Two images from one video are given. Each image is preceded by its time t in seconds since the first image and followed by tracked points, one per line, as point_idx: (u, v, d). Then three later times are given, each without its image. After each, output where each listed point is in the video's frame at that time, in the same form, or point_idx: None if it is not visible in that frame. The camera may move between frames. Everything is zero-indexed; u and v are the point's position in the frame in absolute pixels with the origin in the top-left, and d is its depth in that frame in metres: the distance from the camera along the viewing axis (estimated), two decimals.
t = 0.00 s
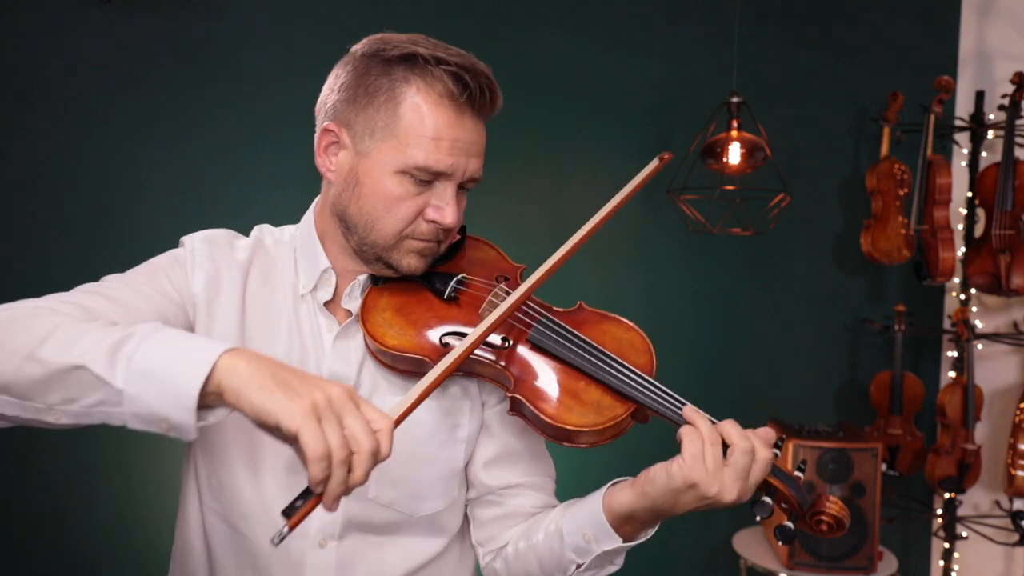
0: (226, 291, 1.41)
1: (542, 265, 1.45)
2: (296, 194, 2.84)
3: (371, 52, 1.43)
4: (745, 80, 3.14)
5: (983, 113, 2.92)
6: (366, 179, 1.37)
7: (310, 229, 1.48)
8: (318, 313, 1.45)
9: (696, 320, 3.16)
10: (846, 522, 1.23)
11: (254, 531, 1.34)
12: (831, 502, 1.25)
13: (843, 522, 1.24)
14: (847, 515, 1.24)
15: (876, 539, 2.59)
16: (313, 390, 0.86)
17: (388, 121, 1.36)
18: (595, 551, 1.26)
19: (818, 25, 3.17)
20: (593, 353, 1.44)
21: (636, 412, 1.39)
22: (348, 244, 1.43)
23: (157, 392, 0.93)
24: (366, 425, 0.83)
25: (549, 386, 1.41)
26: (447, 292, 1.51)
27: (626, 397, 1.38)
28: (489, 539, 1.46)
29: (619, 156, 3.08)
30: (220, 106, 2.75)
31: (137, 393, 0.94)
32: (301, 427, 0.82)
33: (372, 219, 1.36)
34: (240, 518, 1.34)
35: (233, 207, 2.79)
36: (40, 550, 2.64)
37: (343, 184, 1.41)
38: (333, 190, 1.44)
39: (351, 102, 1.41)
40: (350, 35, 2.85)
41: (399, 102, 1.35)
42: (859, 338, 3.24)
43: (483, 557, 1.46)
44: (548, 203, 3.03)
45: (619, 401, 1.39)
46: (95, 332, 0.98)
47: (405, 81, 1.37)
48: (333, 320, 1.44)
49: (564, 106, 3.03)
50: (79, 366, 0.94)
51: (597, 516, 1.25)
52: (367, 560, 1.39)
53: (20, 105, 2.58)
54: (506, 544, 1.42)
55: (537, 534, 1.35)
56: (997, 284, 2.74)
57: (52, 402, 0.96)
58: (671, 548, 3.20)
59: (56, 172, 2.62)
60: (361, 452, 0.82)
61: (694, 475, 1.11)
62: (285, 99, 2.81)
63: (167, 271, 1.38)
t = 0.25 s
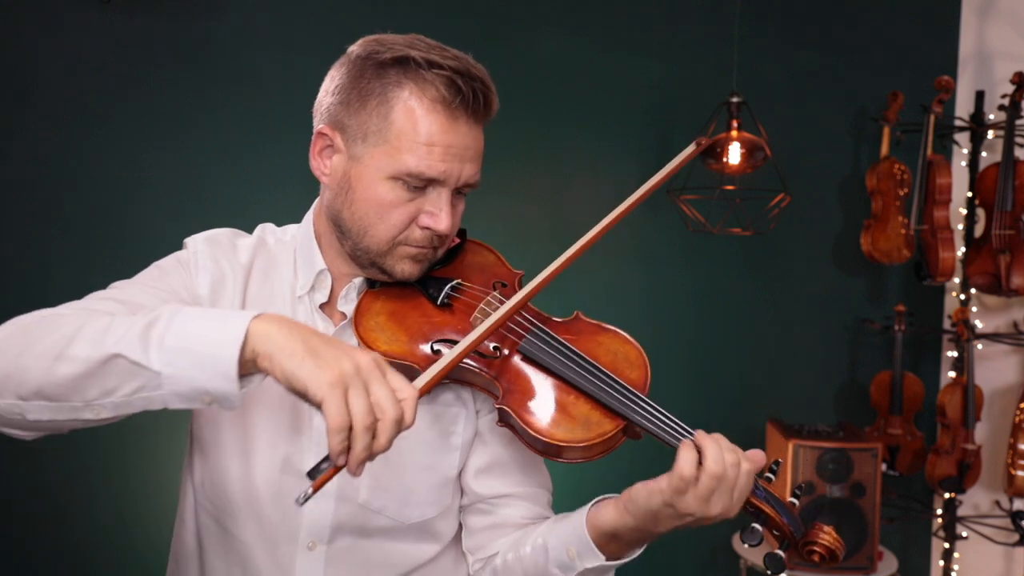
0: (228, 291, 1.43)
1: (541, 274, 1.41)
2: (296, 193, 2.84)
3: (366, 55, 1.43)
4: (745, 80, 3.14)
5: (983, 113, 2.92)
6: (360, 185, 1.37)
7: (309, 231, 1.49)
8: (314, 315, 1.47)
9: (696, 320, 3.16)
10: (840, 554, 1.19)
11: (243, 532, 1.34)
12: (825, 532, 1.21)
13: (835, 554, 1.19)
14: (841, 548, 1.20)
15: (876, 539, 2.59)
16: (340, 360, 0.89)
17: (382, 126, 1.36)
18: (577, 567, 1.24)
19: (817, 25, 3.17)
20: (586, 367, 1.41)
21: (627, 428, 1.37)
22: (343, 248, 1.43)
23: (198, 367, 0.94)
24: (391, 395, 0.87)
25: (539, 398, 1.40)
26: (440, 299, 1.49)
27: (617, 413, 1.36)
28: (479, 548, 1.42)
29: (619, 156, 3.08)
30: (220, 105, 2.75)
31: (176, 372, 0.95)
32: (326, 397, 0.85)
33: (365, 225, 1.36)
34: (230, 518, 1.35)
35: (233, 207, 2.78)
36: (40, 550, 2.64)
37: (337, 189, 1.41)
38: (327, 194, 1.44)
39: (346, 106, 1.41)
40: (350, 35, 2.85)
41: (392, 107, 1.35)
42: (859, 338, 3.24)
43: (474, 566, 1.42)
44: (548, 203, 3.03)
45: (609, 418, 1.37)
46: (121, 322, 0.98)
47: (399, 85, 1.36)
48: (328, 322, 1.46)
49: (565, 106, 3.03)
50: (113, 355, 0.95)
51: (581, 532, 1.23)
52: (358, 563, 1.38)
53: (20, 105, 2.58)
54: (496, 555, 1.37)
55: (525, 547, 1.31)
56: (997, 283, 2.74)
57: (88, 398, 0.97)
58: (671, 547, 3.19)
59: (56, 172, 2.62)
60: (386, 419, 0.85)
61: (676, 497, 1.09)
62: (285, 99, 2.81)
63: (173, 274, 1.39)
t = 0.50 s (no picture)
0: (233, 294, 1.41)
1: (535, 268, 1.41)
2: (296, 193, 2.84)
3: (357, 54, 1.43)
4: (745, 80, 3.14)
5: (983, 113, 2.92)
6: (354, 184, 1.37)
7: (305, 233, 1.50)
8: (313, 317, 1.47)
9: (696, 320, 3.16)
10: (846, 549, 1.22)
11: (243, 532, 1.34)
12: (831, 529, 1.24)
13: (841, 550, 1.22)
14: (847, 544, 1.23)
15: (876, 539, 2.58)
16: (388, 307, 0.92)
17: (375, 124, 1.36)
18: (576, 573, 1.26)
19: (817, 24, 3.17)
20: (582, 362, 1.42)
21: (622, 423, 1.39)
22: (340, 249, 1.43)
23: (262, 328, 0.98)
24: (434, 343, 0.91)
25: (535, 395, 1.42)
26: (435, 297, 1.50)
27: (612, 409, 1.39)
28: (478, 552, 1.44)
29: (619, 155, 3.08)
30: (220, 105, 2.75)
31: (240, 342, 0.98)
32: (373, 344, 0.89)
33: (361, 225, 1.37)
34: (229, 519, 1.35)
35: (233, 207, 2.78)
36: (40, 550, 2.64)
37: (331, 189, 1.41)
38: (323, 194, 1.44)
39: (339, 105, 1.41)
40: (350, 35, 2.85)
41: (385, 104, 1.35)
42: (859, 338, 3.24)
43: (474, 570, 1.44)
44: (548, 203, 3.03)
45: (603, 414, 1.39)
46: (168, 310, 1.01)
47: (391, 82, 1.37)
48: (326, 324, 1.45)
49: (565, 106, 3.03)
50: (176, 338, 0.98)
51: (580, 538, 1.25)
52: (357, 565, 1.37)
53: (20, 105, 2.58)
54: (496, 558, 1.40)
55: (522, 552, 1.34)
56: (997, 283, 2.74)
57: (158, 391, 1.00)
58: (672, 547, 3.19)
59: (56, 172, 2.62)
60: (429, 364, 0.90)
61: (674, 498, 1.10)
62: (284, 99, 2.81)
63: (181, 277, 1.35)
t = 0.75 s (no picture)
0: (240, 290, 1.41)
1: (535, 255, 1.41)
2: (296, 193, 2.84)
3: (348, 48, 1.43)
4: (745, 80, 3.14)
5: (983, 113, 2.92)
6: (352, 178, 1.37)
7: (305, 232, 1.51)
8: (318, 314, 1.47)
9: (696, 320, 3.16)
10: (860, 513, 1.41)
11: (249, 534, 1.33)
12: (845, 494, 1.43)
13: (857, 514, 1.41)
14: (859, 507, 1.42)
15: (876, 539, 2.60)
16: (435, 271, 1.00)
17: (371, 117, 1.36)
18: (552, 534, 1.28)
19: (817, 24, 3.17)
20: (588, 342, 1.42)
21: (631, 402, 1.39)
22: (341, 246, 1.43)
23: (320, 310, 0.99)
24: (485, 296, 1.00)
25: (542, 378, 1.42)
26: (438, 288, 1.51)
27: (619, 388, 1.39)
28: (467, 545, 1.45)
29: (619, 155, 3.07)
30: (220, 106, 2.75)
31: (298, 325, 0.99)
32: (432, 307, 0.97)
33: (362, 218, 1.37)
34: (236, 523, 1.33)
35: (233, 208, 2.78)
36: (39, 550, 2.64)
37: (329, 186, 1.41)
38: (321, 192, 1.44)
39: (332, 101, 1.41)
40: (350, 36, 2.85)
41: (380, 97, 1.35)
42: (859, 338, 3.24)
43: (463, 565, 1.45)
44: (548, 203, 3.03)
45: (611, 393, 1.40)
46: (218, 305, 1.01)
47: (385, 75, 1.37)
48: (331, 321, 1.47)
49: (565, 106, 3.03)
50: (236, 329, 0.98)
51: (552, 495, 1.27)
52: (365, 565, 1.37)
53: (20, 105, 2.58)
54: (479, 551, 1.42)
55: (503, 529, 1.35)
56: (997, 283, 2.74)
57: (221, 387, 1.00)
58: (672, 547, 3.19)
59: (56, 172, 2.62)
60: (486, 317, 0.99)
61: (627, 421, 1.16)
62: (284, 99, 2.81)
63: (192, 275, 1.35)
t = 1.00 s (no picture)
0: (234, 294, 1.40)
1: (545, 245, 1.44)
2: (296, 194, 2.84)
3: (350, 43, 1.44)
4: (745, 80, 3.13)
5: (983, 113, 2.92)
6: (360, 170, 1.37)
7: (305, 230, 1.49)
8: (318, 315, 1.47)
9: (696, 319, 3.16)
10: (869, 482, 1.41)
11: (259, 539, 1.32)
12: (854, 464, 1.43)
13: (866, 483, 1.41)
14: (868, 476, 1.42)
15: (876, 539, 2.60)
16: (434, 300, 1.05)
17: (378, 107, 1.36)
18: (573, 517, 1.30)
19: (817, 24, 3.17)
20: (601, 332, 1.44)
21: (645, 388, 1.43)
22: (347, 240, 1.42)
23: (307, 342, 1.04)
24: (484, 320, 1.06)
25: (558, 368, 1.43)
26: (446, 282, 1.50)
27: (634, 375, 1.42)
28: (478, 535, 1.49)
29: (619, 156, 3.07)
30: (220, 106, 2.75)
31: (285, 357, 1.04)
32: (435, 337, 1.02)
33: (371, 209, 1.36)
34: (246, 528, 1.32)
35: (234, 208, 2.79)
36: (39, 550, 2.64)
37: (336, 179, 1.41)
38: (326, 186, 1.43)
39: (337, 95, 1.42)
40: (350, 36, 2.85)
41: (387, 88, 1.36)
42: (859, 338, 3.24)
43: (476, 555, 1.48)
44: (548, 203, 3.03)
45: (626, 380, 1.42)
46: (205, 329, 1.04)
47: (390, 66, 1.38)
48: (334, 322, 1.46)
49: (565, 106, 3.03)
50: (223, 358, 1.02)
51: (573, 477, 1.30)
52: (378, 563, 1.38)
53: (19, 105, 2.58)
54: (492, 541, 1.45)
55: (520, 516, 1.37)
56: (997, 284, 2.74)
57: (207, 411, 1.04)
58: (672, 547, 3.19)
59: (55, 172, 2.62)
60: (488, 339, 1.05)
61: (641, 391, 1.22)
62: (284, 100, 2.81)
63: (181, 282, 1.35)
